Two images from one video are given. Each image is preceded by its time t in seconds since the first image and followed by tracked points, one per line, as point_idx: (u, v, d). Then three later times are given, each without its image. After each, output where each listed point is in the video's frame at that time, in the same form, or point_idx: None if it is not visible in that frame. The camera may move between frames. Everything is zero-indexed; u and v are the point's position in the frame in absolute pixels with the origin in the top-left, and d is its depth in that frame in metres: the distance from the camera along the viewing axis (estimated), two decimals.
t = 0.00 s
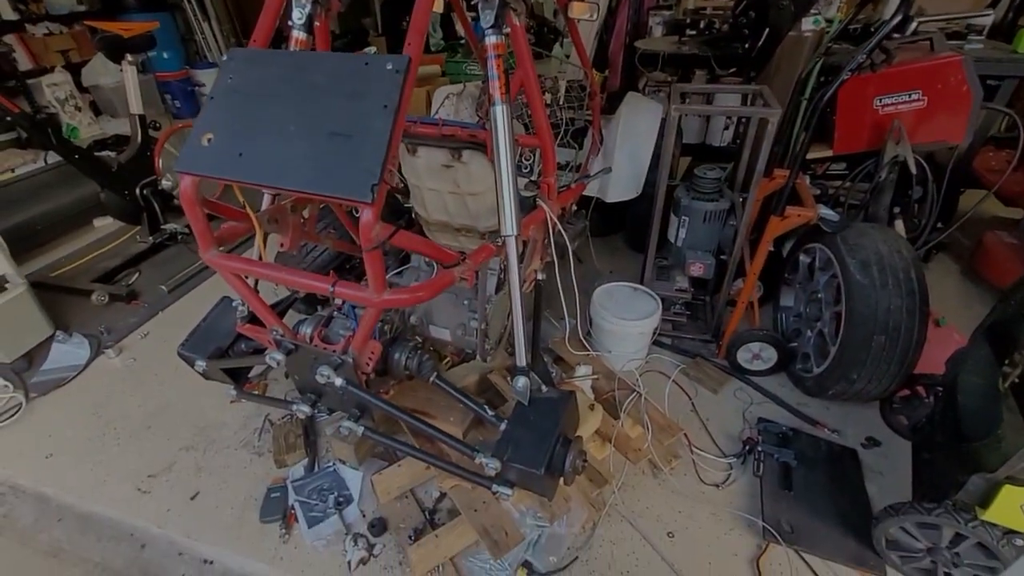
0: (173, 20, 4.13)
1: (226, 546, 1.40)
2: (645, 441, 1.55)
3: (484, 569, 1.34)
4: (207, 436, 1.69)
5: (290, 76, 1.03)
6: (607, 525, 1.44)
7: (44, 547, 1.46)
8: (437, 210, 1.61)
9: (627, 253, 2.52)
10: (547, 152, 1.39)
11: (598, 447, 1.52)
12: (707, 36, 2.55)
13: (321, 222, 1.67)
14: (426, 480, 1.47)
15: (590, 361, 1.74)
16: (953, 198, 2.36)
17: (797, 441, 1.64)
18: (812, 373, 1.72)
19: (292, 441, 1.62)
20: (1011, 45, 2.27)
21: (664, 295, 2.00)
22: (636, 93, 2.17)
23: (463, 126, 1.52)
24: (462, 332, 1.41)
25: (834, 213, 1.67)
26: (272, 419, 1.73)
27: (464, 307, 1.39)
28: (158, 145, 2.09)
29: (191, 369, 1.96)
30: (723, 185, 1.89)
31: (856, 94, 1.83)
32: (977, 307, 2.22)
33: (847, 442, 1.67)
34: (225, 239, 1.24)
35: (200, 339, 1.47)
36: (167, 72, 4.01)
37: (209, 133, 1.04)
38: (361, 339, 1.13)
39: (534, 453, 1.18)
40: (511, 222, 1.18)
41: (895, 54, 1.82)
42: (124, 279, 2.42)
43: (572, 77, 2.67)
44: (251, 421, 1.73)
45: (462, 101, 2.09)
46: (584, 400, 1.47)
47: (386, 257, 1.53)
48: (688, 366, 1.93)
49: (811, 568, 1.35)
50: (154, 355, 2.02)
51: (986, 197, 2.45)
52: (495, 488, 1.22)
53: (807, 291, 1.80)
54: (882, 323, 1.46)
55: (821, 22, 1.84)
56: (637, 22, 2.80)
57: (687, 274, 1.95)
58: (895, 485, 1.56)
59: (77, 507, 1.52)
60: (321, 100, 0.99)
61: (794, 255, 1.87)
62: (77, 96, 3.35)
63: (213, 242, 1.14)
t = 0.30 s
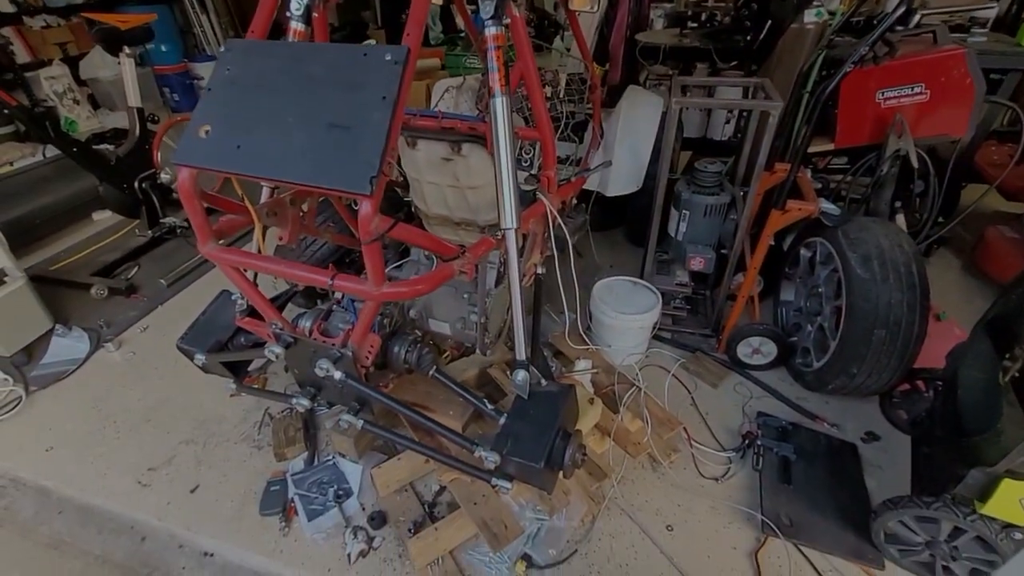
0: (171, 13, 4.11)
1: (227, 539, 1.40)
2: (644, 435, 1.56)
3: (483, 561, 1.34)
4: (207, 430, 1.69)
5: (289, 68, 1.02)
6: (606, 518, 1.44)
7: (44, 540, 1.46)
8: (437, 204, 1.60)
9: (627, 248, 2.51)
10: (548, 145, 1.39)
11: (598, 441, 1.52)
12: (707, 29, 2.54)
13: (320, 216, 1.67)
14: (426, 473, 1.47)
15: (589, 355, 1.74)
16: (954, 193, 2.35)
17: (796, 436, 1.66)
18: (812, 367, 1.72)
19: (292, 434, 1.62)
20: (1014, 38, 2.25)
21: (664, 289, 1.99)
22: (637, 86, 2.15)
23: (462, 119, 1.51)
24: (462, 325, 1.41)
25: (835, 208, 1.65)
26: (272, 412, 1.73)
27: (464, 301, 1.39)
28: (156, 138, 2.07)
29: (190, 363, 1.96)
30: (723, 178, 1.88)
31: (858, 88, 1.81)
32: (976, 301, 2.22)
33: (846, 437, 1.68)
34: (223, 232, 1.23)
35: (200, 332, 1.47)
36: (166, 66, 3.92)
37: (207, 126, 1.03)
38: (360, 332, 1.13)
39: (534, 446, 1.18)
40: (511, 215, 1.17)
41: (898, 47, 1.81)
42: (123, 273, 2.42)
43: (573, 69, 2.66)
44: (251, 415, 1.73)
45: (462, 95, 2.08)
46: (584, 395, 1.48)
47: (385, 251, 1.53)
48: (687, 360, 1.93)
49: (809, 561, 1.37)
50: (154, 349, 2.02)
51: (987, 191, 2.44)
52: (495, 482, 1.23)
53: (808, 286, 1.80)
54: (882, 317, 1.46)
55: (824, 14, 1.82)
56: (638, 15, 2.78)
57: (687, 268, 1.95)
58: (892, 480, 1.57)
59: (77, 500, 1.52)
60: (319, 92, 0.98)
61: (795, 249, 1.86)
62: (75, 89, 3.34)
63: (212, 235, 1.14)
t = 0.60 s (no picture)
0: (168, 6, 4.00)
1: (225, 534, 1.40)
2: (643, 429, 1.55)
3: (482, 555, 1.34)
4: (207, 424, 1.69)
5: (284, 60, 1.01)
6: (605, 512, 1.44)
7: (44, 535, 1.47)
8: (435, 198, 1.59)
9: (626, 242, 2.51)
10: (546, 138, 1.38)
11: (597, 436, 1.52)
12: (707, 21, 2.52)
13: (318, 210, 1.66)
14: (424, 468, 1.47)
15: (588, 349, 1.73)
16: (954, 186, 2.34)
17: (795, 430, 1.66)
18: (811, 361, 1.72)
19: (291, 429, 1.61)
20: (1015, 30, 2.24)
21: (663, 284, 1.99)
22: (636, 79, 2.14)
23: (460, 112, 1.50)
24: (460, 320, 1.40)
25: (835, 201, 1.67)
26: (270, 407, 1.72)
27: (462, 296, 1.38)
28: (153, 133, 2.06)
29: (188, 358, 1.96)
30: (723, 172, 1.87)
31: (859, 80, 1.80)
32: (976, 295, 2.22)
33: (845, 431, 1.69)
34: (220, 226, 1.23)
35: (198, 327, 1.46)
36: (163, 60, 3.95)
37: (202, 119, 1.02)
38: (358, 327, 1.13)
39: (532, 440, 1.18)
40: (509, 209, 1.17)
41: (899, 39, 1.80)
42: (121, 268, 2.41)
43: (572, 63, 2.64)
44: (250, 410, 1.73)
45: (460, 88, 2.07)
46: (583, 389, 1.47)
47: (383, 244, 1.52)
48: (686, 354, 1.93)
49: (806, 553, 1.37)
50: (152, 344, 2.01)
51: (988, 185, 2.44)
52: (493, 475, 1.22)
53: (807, 280, 1.80)
54: (881, 311, 1.45)
55: (824, 6, 1.80)
56: (638, 7, 2.77)
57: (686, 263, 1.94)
58: (892, 474, 1.57)
59: (76, 496, 1.52)
60: (314, 84, 0.98)
61: (794, 243, 1.86)
62: (72, 84, 3.32)
63: (208, 229, 1.13)
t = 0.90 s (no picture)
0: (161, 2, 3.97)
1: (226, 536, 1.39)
2: (647, 422, 1.53)
3: (487, 553, 1.33)
4: (206, 425, 1.67)
5: (274, 51, 0.98)
6: (610, 507, 1.42)
7: (44, 540, 1.45)
8: (432, 192, 1.57)
9: (627, 233, 2.48)
10: (543, 129, 1.35)
11: (600, 430, 1.50)
12: (705, 7, 2.49)
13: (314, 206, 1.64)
14: (427, 465, 1.45)
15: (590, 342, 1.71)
16: (958, 171, 2.32)
17: (801, 420, 1.64)
18: (817, 351, 1.70)
19: (291, 429, 1.60)
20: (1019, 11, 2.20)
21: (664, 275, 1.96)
22: (634, 67, 2.11)
23: (456, 103, 1.48)
24: (460, 315, 1.38)
25: (839, 185, 1.59)
26: (270, 407, 1.70)
27: (461, 291, 1.36)
28: (146, 132, 2.03)
29: (187, 358, 1.94)
30: (724, 160, 1.84)
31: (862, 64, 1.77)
32: (981, 281, 2.20)
33: (851, 420, 1.67)
34: (213, 225, 1.20)
35: (195, 327, 1.44)
36: (156, 58, 3.91)
37: (191, 114, 1.00)
38: (356, 324, 1.11)
39: (535, 437, 1.16)
40: (508, 202, 1.14)
41: (903, 21, 1.76)
42: (118, 269, 2.39)
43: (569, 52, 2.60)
44: (250, 410, 1.71)
45: (456, 80, 2.04)
46: (586, 383, 1.46)
47: (380, 239, 1.49)
48: (690, 345, 1.91)
49: (814, 544, 1.36)
50: (150, 345, 1.99)
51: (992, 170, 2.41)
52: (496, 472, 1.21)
53: (811, 268, 1.77)
54: (887, 298, 1.43)
55: None
56: None
57: (688, 253, 1.92)
58: (900, 463, 1.56)
59: (76, 500, 1.51)
60: (305, 75, 0.95)
61: (797, 231, 1.83)
62: (65, 84, 3.29)
63: (200, 227, 1.10)
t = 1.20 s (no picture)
0: None
1: (220, 564, 1.31)
2: (663, 422, 1.44)
3: (499, 571, 1.25)
4: (195, 445, 1.57)
5: (235, 37, 0.87)
6: (628, 513, 1.34)
7: None
8: (422, 187, 1.46)
9: (628, 219, 2.38)
10: (538, 112, 1.24)
11: (613, 431, 1.40)
12: None
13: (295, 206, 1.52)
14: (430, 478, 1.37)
15: (597, 337, 1.61)
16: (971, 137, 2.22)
17: (823, 409, 1.56)
18: (836, 335, 1.62)
19: (285, 445, 1.48)
20: None
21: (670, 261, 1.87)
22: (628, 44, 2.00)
23: (442, 89, 1.34)
24: (459, 318, 1.28)
25: (855, 159, 1.48)
26: (262, 422, 1.60)
27: (458, 292, 1.25)
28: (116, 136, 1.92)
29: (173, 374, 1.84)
30: (729, 137, 1.73)
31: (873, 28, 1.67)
32: (999, 251, 2.11)
33: (876, 406, 1.60)
34: (182, 235, 1.10)
35: (174, 344, 1.34)
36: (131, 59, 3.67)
37: (146, 112, 0.89)
38: (344, 335, 1.01)
39: (547, 449, 1.08)
40: (504, 194, 1.04)
41: None
42: (98, 282, 2.28)
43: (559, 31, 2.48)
44: (241, 426, 1.61)
45: (442, 65, 1.92)
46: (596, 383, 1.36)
47: (366, 240, 1.38)
48: (701, 334, 1.81)
49: (847, 543, 1.29)
50: (134, 361, 1.89)
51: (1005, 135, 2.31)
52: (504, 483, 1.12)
53: (826, 248, 1.68)
54: (914, 277, 1.34)
55: None
56: None
57: (695, 237, 1.82)
58: (929, 451, 1.49)
59: (60, 533, 1.42)
60: (270, 62, 0.84)
61: (809, 209, 1.73)
62: (36, 90, 3.13)
63: (167, 238, 1.00)
